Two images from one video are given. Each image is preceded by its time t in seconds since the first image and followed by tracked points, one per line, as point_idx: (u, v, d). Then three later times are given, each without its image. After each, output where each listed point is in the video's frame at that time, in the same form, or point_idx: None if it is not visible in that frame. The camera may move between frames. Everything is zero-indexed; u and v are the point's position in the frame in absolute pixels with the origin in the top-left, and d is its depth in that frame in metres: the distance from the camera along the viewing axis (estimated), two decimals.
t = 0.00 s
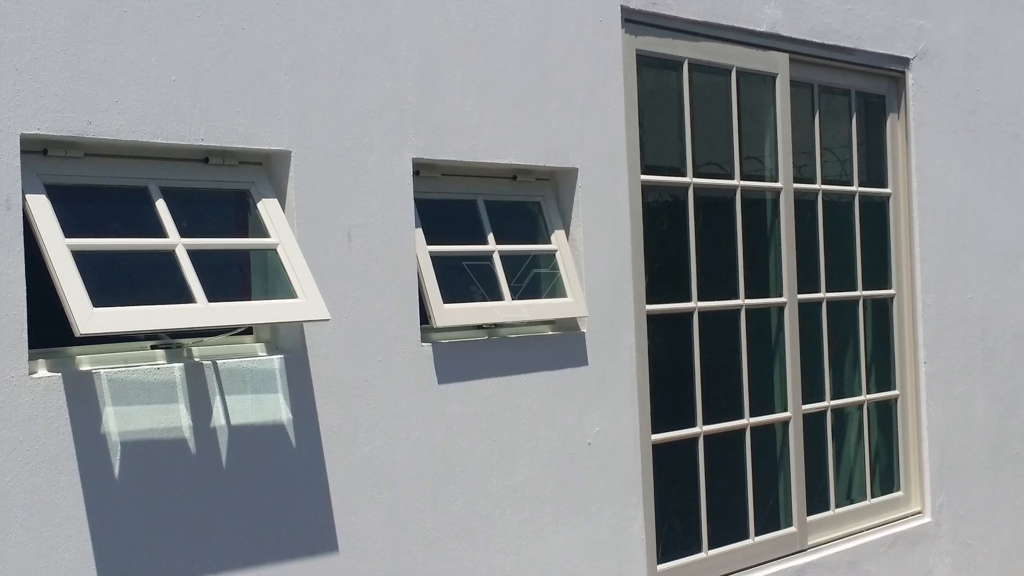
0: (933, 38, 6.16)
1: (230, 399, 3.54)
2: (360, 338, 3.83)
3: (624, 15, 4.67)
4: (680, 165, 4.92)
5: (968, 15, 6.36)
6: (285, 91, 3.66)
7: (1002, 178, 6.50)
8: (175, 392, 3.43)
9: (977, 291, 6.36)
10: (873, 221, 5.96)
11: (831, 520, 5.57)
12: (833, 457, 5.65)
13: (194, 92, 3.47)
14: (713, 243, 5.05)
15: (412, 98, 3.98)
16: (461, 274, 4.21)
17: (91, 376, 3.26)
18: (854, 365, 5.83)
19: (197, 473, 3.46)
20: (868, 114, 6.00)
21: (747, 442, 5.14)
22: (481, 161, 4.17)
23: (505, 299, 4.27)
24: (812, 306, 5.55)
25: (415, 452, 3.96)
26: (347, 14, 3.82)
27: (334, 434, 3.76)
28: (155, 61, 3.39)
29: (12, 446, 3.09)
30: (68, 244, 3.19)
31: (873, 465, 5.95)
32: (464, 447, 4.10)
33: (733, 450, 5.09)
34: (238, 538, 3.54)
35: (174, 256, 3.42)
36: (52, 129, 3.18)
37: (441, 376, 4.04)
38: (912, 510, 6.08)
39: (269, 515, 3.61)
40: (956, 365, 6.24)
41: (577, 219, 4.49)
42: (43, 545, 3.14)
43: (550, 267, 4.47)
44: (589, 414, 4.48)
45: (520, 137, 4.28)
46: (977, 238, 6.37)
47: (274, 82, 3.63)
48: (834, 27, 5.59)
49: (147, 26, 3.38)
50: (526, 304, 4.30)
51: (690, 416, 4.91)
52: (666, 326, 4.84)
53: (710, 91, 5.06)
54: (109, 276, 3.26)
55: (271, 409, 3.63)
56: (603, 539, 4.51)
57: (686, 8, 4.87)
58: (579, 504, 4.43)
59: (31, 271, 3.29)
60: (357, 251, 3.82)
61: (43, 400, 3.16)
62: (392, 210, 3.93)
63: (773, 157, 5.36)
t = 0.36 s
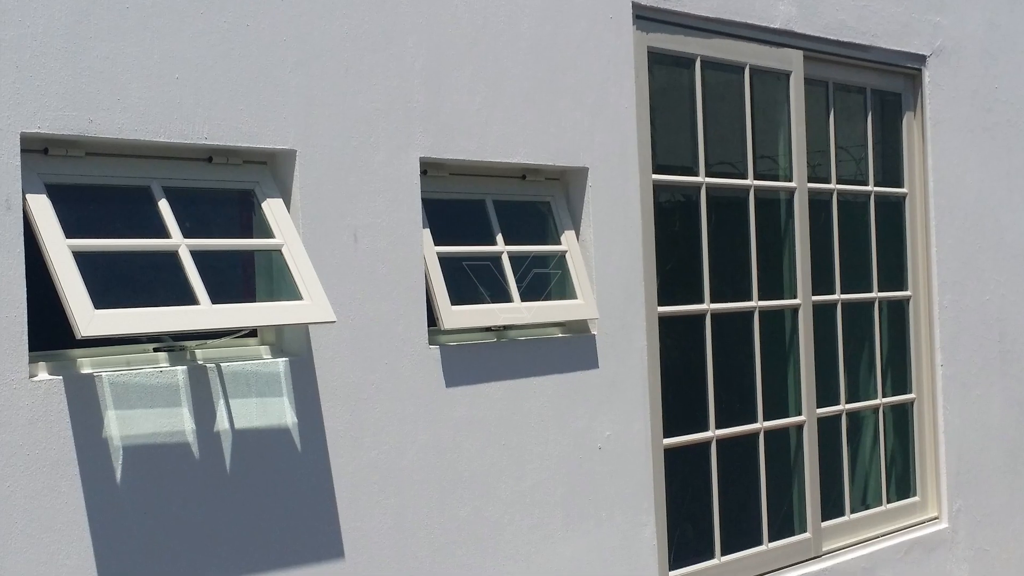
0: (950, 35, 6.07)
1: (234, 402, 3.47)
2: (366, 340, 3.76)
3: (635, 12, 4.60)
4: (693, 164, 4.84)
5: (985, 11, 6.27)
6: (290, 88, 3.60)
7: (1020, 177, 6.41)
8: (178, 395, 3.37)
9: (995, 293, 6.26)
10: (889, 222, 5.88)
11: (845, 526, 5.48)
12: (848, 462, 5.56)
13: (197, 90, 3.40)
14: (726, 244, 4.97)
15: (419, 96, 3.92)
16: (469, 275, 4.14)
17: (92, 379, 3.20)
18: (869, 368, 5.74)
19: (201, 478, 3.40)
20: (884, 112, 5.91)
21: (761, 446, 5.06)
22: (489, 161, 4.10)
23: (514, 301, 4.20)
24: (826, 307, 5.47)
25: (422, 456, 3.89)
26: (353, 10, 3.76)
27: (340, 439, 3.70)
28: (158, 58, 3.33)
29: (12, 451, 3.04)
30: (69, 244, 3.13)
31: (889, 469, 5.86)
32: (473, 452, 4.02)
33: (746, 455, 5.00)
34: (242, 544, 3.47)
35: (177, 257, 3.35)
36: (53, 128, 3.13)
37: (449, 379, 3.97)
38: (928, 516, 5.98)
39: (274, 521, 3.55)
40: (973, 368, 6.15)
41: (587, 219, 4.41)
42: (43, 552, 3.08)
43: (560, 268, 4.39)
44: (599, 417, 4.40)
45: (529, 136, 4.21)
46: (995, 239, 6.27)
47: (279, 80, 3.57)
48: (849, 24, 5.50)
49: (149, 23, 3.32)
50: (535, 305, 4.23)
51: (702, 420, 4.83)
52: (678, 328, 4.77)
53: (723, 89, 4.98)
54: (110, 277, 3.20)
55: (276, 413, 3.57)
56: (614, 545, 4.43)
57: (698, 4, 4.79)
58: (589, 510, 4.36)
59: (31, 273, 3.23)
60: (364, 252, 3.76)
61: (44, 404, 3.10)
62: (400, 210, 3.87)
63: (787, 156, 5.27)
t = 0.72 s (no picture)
0: (967, 31, 5.98)
1: (238, 406, 3.41)
2: (373, 343, 3.69)
3: (647, 8, 4.53)
4: (705, 164, 4.76)
5: (1004, 8, 6.17)
6: (295, 86, 3.53)
7: None
8: (181, 399, 3.31)
9: (1014, 294, 6.16)
10: (906, 222, 5.79)
11: (861, 531, 5.39)
12: (863, 466, 5.47)
13: (201, 88, 3.34)
14: (739, 244, 4.89)
15: (427, 94, 3.85)
16: (478, 276, 4.07)
17: (94, 382, 3.14)
18: (885, 371, 5.65)
19: (205, 483, 3.33)
20: (900, 110, 5.82)
21: (775, 450, 4.98)
22: (498, 160, 4.03)
23: (524, 303, 4.13)
24: (841, 309, 5.38)
25: (430, 462, 3.82)
26: (360, 7, 3.69)
27: (346, 443, 3.63)
28: (160, 55, 3.27)
29: (12, 456, 2.98)
30: (70, 245, 3.07)
31: (906, 474, 5.77)
32: (482, 456, 3.95)
33: (760, 459, 4.92)
34: (247, 550, 3.41)
35: (180, 258, 3.29)
36: (54, 126, 3.07)
37: (457, 383, 3.90)
38: (945, 522, 5.89)
39: (279, 527, 3.48)
40: (991, 371, 6.05)
41: (598, 219, 4.34)
42: (43, 558, 3.02)
43: (570, 269, 4.33)
44: (610, 421, 4.33)
45: (539, 135, 4.14)
46: (1014, 239, 6.18)
47: (284, 78, 3.51)
48: (865, 21, 5.42)
49: (152, 19, 3.26)
50: (545, 307, 4.16)
51: (715, 424, 4.75)
52: (690, 330, 4.69)
53: (736, 87, 4.90)
54: (112, 279, 3.14)
55: (281, 417, 3.50)
56: (625, 551, 4.36)
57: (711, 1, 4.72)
58: (600, 515, 4.28)
59: (32, 274, 3.17)
60: (370, 253, 3.69)
61: (44, 407, 3.04)
62: (407, 210, 3.80)
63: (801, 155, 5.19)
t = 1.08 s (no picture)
0: (986, 29, 5.89)
1: (243, 410, 3.35)
2: (380, 346, 3.63)
3: (659, 5, 4.45)
4: (718, 163, 4.68)
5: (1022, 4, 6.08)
6: (301, 84, 3.47)
7: None
8: (185, 403, 3.24)
9: None
10: (922, 222, 5.70)
11: (877, 538, 5.30)
12: (880, 472, 5.39)
13: (204, 85, 3.28)
14: (753, 245, 4.81)
15: (435, 92, 3.78)
16: (487, 277, 4.00)
17: (95, 386, 3.08)
18: (902, 374, 5.56)
19: (208, 489, 3.27)
20: (917, 109, 5.73)
21: (789, 455, 4.89)
22: (507, 159, 3.96)
23: (535, 305, 4.06)
24: (857, 311, 5.30)
25: (438, 467, 3.76)
26: (366, 3, 3.63)
27: (352, 448, 3.56)
28: (163, 53, 3.21)
29: (11, 460, 2.92)
30: (71, 246, 3.01)
31: (923, 479, 5.67)
32: (491, 461, 3.88)
33: (774, 464, 4.84)
34: (251, 556, 3.35)
35: (183, 259, 3.23)
36: (55, 125, 3.01)
37: (466, 386, 3.83)
38: (963, 528, 5.79)
39: (284, 533, 3.42)
40: (1010, 374, 5.96)
41: (609, 220, 4.26)
42: (44, 565, 2.96)
43: (581, 270, 4.24)
44: (622, 425, 4.25)
45: (549, 134, 4.07)
46: None
47: (289, 75, 3.44)
48: (881, 18, 5.33)
49: (154, 16, 3.20)
50: (555, 309, 4.08)
51: (729, 428, 4.67)
52: (703, 333, 4.61)
53: (750, 85, 4.82)
54: (114, 280, 3.08)
55: (286, 421, 3.44)
56: (636, 558, 4.28)
57: None
58: (612, 521, 4.21)
59: (32, 275, 3.11)
60: (377, 254, 3.62)
61: (45, 411, 2.98)
62: (414, 210, 3.73)
63: (816, 154, 5.10)
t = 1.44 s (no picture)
0: (1005, 25, 5.80)
1: (247, 414, 3.28)
2: (387, 348, 3.56)
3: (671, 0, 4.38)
4: (732, 162, 4.61)
5: None
6: (306, 81, 3.41)
7: None
8: (188, 407, 3.18)
9: None
10: (940, 222, 5.61)
11: (894, 545, 5.22)
12: (897, 477, 5.30)
13: (208, 83, 3.22)
14: (767, 246, 4.73)
15: (443, 90, 3.71)
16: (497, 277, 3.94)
17: (97, 389, 3.02)
18: (920, 377, 5.47)
19: (212, 494, 3.21)
20: (935, 107, 5.63)
21: (804, 460, 4.81)
22: (517, 158, 3.89)
23: (545, 307, 3.98)
24: (873, 313, 5.21)
25: (447, 472, 3.69)
26: None
27: (359, 453, 3.50)
28: (166, 50, 3.15)
29: (11, 465, 2.86)
30: (72, 247, 2.95)
31: (941, 484, 5.58)
32: (500, 466, 3.81)
33: (788, 469, 4.76)
34: (255, 563, 3.28)
35: (186, 260, 3.17)
36: (56, 123, 2.95)
37: (475, 389, 3.76)
38: (981, 534, 5.70)
39: (289, 538, 3.35)
40: None
41: (621, 220, 4.19)
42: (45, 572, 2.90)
43: (592, 271, 4.17)
44: (634, 429, 4.18)
45: (559, 132, 4.00)
46: None
47: (295, 73, 3.38)
48: (897, 14, 5.24)
49: (157, 12, 3.14)
50: (565, 311, 4.01)
51: (743, 432, 4.59)
52: (717, 335, 4.53)
53: (764, 82, 4.74)
54: (116, 281, 3.01)
55: (291, 425, 3.37)
56: (648, 564, 4.21)
57: None
58: (623, 527, 4.13)
59: (33, 276, 3.05)
60: (384, 255, 3.56)
61: (46, 415, 2.92)
62: (422, 210, 3.66)
63: (832, 153, 5.02)
